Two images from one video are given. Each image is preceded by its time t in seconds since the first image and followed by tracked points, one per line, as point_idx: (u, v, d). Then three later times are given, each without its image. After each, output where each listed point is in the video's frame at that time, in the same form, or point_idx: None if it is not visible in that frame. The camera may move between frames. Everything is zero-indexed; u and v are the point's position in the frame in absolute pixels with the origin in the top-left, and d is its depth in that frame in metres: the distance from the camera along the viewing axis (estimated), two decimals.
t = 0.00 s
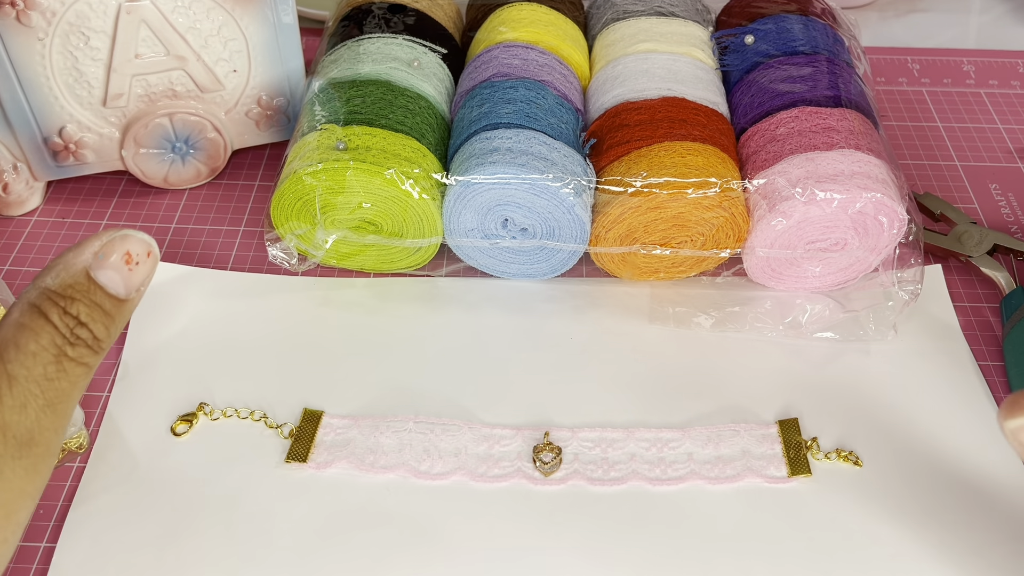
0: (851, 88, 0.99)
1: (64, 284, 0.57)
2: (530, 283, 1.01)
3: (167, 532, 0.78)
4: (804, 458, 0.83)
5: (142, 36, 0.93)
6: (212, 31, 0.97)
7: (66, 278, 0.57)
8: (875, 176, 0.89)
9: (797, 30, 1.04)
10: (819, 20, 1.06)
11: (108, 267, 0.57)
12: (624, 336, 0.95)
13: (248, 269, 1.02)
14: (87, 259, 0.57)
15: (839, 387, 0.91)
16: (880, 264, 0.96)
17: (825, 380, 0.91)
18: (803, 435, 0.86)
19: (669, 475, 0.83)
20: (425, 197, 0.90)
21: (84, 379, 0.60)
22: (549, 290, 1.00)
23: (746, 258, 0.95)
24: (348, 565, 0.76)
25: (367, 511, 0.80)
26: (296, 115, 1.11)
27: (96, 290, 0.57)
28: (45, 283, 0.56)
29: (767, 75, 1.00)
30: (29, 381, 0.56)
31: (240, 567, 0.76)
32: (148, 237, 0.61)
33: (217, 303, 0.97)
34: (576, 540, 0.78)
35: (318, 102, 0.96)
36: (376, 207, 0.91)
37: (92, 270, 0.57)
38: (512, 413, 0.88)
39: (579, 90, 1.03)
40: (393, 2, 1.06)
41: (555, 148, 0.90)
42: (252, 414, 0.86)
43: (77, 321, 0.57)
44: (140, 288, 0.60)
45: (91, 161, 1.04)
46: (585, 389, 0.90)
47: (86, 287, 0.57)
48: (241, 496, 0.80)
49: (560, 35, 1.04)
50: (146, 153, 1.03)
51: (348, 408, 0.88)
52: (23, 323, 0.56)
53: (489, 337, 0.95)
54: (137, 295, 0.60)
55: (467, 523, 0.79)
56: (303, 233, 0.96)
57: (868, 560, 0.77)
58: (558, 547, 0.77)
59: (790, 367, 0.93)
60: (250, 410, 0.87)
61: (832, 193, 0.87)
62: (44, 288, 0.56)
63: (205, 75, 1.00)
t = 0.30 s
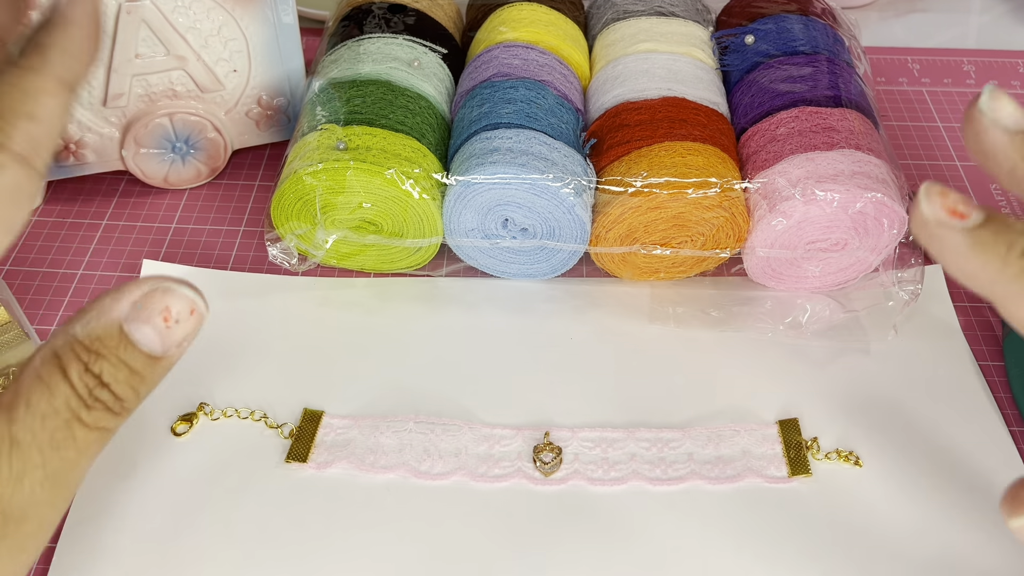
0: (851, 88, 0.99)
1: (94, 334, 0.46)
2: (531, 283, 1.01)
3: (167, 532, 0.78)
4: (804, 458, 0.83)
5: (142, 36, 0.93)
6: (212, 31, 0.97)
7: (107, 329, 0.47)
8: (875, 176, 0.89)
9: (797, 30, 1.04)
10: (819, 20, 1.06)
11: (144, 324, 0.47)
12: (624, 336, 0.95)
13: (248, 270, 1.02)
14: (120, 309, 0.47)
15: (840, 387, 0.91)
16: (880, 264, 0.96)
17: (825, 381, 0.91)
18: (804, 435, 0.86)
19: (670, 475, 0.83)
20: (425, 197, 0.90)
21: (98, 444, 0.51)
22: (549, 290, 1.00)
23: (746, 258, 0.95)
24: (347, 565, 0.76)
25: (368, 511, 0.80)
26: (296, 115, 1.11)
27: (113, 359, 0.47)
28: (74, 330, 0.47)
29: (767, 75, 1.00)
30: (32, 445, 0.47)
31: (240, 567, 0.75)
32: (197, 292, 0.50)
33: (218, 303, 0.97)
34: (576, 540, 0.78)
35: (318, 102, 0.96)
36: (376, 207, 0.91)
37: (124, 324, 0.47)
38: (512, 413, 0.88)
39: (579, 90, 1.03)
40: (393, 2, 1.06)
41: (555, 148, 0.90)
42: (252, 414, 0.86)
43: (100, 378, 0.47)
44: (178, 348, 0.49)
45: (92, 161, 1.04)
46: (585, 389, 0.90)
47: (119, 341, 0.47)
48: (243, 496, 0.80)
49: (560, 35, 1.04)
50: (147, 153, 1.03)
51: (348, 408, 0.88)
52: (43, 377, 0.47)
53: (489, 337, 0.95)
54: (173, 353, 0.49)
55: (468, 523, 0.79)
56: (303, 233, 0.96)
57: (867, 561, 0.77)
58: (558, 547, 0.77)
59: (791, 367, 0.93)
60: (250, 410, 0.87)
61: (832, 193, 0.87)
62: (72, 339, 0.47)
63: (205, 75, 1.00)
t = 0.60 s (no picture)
0: (851, 88, 0.99)
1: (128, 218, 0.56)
2: (531, 283, 1.01)
3: (166, 532, 0.78)
4: (804, 458, 0.83)
5: (142, 35, 0.94)
6: (212, 31, 0.97)
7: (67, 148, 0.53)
8: (875, 176, 0.89)
9: (797, 30, 1.04)
10: (819, 20, 1.06)
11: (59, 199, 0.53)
12: (624, 336, 0.95)
13: (248, 270, 1.02)
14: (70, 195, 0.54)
15: (839, 387, 0.91)
16: (880, 265, 0.95)
17: (825, 380, 0.91)
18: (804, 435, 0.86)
19: (670, 474, 0.83)
20: (425, 197, 0.90)
21: (62, 272, 0.59)
22: (548, 290, 1.00)
23: (746, 258, 0.95)
24: (347, 565, 0.76)
25: (367, 511, 0.80)
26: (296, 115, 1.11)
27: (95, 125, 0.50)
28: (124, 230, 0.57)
29: (768, 75, 1.00)
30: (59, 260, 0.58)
31: (240, 567, 0.75)
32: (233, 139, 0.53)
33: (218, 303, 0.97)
34: (575, 540, 0.78)
35: (318, 102, 0.95)
36: (376, 207, 0.91)
37: (78, 175, 0.53)
38: (512, 413, 0.88)
39: (579, 90, 1.03)
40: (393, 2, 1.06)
41: (555, 148, 0.90)
42: (252, 414, 0.86)
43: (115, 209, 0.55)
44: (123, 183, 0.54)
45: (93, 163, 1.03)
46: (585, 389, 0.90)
47: (143, 187, 0.55)
48: (243, 496, 0.80)
49: (560, 35, 1.04)
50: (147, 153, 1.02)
51: (348, 408, 0.88)
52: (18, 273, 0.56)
53: (489, 337, 0.95)
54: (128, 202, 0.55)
55: (468, 523, 0.79)
56: (303, 233, 0.96)
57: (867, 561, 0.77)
58: (558, 546, 0.77)
59: (791, 367, 0.93)
60: (250, 410, 0.87)
61: (832, 193, 0.87)
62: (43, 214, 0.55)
63: (205, 75, 0.99)
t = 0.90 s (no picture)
0: (852, 88, 0.99)
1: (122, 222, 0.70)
2: (531, 283, 1.01)
3: (166, 531, 0.78)
4: (803, 458, 0.83)
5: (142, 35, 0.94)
6: (212, 31, 0.96)
7: (111, 202, 0.71)
8: (875, 176, 0.89)
9: (797, 30, 1.04)
10: (819, 20, 1.06)
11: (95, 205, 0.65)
12: (625, 336, 0.95)
13: (248, 270, 1.02)
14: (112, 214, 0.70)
15: (839, 387, 0.91)
16: (880, 265, 0.96)
17: (825, 381, 0.91)
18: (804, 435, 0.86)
19: (670, 475, 0.83)
20: (425, 197, 0.90)
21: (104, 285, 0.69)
22: (548, 290, 1.00)
23: (746, 258, 0.95)
24: (347, 565, 0.76)
25: (367, 511, 0.80)
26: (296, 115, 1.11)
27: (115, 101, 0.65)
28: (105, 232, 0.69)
29: (768, 75, 1.00)
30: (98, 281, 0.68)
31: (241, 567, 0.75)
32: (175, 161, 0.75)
33: (218, 303, 0.97)
34: (575, 540, 0.78)
35: (318, 102, 0.95)
36: (376, 206, 0.91)
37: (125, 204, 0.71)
38: (512, 413, 0.88)
39: (579, 90, 1.03)
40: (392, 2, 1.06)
41: (555, 148, 0.90)
42: (252, 414, 0.86)
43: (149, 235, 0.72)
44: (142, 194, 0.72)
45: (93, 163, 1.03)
46: (585, 389, 0.90)
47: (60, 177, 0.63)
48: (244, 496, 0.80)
49: (560, 35, 1.04)
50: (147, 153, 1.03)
51: (348, 408, 0.88)
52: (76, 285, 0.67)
53: (489, 337, 0.95)
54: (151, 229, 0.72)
55: (468, 523, 0.79)
56: (303, 233, 0.96)
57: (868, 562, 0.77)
58: (558, 546, 0.77)
59: (790, 367, 0.93)
60: (250, 410, 0.87)
61: (832, 193, 0.87)
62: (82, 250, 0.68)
63: (205, 75, 1.00)
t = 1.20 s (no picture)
0: (852, 88, 0.99)
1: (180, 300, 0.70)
2: (530, 283, 1.01)
3: (166, 531, 0.78)
4: (804, 458, 0.83)
5: (142, 36, 0.93)
6: (212, 31, 0.96)
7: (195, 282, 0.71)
8: (875, 176, 0.89)
9: (797, 30, 1.04)
10: (819, 20, 1.06)
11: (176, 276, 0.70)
12: (625, 336, 0.95)
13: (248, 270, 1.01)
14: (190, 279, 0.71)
15: (839, 387, 0.91)
16: (881, 264, 0.95)
17: (825, 381, 0.91)
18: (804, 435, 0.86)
19: (670, 475, 0.83)
20: (425, 197, 0.90)
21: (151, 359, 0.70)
22: (548, 290, 1.00)
23: (746, 258, 0.95)
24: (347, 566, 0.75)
25: (367, 511, 0.80)
26: (294, 112, 1.09)
27: (224, 194, 0.69)
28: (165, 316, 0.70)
29: (768, 75, 1.00)
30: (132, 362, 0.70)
31: (240, 567, 0.75)
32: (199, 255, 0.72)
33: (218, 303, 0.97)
34: (575, 540, 0.78)
35: (318, 101, 0.95)
36: (376, 207, 0.91)
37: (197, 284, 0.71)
38: (512, 413, 0.88)
39: (579, 90, 1.02)
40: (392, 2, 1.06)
41: (555, 148, 0.90)
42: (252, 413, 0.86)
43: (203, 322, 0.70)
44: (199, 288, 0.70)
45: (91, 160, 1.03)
46: (585, 389, 0.90)
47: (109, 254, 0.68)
48: (242, 496, 0.80)
49: (560, 35, 1.04)
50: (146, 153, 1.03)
51: (348, 408, 0.88)
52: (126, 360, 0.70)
53: (490, 337, 0.95)
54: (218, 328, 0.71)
55: (467, 523, 0.79)
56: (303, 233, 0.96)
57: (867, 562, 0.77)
58: (558, 546, 0.77)
59: (791, 367, 0.93)
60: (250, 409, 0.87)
61: (832, 193, 0.87)
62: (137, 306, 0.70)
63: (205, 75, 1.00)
